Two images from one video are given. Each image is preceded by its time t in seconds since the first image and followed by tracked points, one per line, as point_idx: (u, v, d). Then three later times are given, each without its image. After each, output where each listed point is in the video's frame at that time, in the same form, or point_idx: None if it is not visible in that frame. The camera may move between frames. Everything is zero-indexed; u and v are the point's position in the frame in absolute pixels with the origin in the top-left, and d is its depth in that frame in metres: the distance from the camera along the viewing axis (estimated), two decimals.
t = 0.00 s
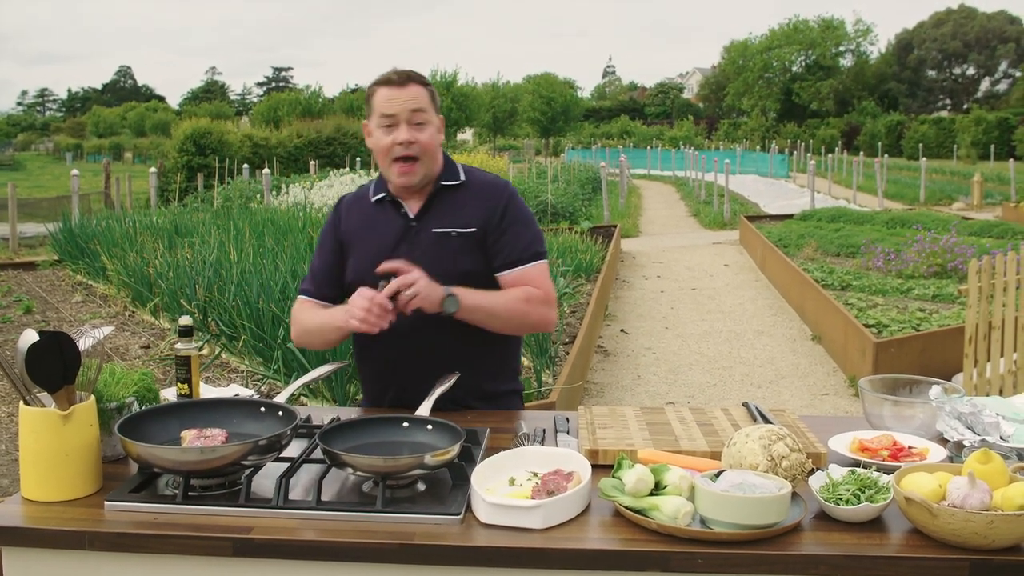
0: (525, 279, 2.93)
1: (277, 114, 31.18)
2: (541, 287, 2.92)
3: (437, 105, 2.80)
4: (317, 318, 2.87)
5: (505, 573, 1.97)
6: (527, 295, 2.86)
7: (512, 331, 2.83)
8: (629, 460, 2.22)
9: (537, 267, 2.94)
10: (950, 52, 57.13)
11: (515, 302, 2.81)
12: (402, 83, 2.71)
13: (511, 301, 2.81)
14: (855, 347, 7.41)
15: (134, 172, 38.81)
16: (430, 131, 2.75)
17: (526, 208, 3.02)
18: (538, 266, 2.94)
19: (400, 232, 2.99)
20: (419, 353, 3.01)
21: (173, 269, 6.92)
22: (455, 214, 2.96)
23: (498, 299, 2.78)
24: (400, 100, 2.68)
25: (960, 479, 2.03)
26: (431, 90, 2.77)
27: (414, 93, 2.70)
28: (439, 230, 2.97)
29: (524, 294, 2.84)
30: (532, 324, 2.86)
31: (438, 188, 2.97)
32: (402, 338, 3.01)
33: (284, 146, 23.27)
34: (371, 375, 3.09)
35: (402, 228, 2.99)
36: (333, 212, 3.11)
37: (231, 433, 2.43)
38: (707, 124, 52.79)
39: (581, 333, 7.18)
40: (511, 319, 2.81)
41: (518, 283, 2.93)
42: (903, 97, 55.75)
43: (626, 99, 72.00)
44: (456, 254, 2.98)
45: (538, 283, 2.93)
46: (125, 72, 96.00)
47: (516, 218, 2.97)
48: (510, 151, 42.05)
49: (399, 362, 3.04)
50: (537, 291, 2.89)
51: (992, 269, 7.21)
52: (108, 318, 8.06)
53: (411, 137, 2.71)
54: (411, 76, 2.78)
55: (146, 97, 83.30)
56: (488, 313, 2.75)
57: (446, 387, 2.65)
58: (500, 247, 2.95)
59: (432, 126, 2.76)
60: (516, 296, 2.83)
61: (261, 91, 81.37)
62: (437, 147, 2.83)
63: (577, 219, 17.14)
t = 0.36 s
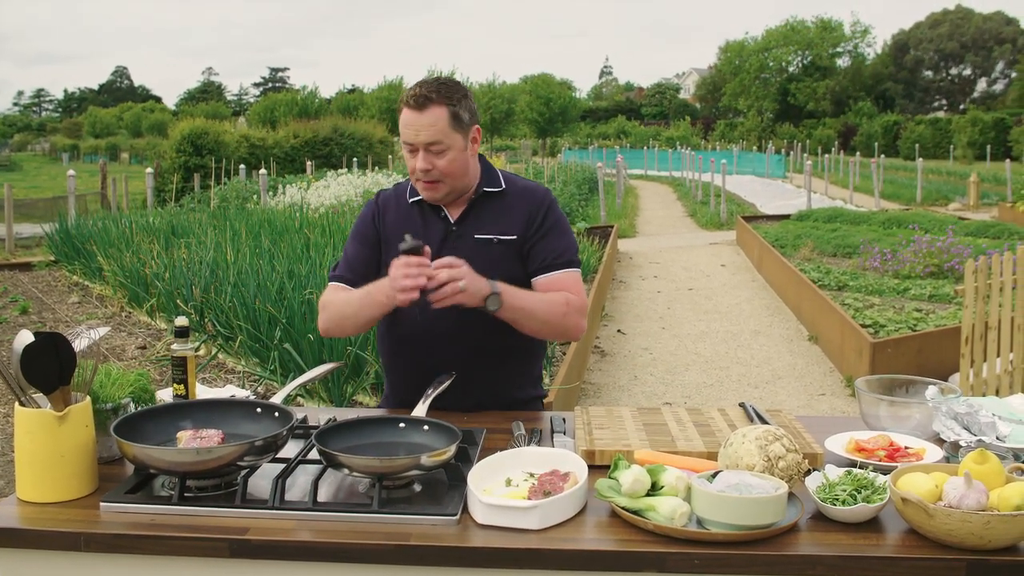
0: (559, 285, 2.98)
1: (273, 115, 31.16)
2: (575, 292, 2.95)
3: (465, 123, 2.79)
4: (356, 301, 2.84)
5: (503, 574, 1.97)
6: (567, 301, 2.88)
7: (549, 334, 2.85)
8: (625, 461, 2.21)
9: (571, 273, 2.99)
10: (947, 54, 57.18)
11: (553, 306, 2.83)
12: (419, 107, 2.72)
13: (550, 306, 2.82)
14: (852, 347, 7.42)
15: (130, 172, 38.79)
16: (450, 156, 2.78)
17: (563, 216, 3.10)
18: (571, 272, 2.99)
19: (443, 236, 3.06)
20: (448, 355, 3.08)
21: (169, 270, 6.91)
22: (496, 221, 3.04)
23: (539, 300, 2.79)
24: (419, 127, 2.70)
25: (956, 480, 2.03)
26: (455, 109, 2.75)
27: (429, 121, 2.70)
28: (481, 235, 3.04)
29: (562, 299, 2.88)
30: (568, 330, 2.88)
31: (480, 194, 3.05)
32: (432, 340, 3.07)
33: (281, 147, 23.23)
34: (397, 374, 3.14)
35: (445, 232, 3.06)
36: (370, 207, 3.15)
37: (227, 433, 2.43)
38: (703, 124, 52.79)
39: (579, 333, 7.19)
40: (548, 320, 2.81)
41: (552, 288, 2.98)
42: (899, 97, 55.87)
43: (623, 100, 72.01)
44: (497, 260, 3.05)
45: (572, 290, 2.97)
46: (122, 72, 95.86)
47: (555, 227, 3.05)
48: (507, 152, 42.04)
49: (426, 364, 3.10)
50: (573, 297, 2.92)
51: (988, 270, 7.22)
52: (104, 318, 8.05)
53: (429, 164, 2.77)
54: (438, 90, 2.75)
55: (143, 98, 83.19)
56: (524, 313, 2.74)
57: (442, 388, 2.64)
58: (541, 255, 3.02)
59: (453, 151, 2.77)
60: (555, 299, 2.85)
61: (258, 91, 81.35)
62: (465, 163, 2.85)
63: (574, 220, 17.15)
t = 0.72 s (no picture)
0: (499, 279, 2.74)
1: (275, 115, 31.18)
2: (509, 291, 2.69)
3: (428, 114, 2.73)
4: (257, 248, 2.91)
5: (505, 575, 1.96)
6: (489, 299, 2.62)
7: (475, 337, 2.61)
8: (627, 462, 2.21)
9: (510, 269, 2.76)
10: (948, 55, 57.18)
11: (472, 307, 2.58)
12: (384, 95, 2.70)
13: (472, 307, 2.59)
14: (854, 348, 7.40)
15: (132, 172, 38.86)
16: (413, 148, 2.74)
17: (522, 219, 2.92)
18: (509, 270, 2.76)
19: (399, 233, 3.01)
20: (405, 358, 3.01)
21: (170, 270, 6.91)
22: (451, 222, 2.94)
23: (455, 306, 2.55)
24: (378, 116, 2.69)
25: (958, 481, 2.02)
26: (420, 99, 2.71)
27: (390, 109, 2.68)
28: (431, 236, 2.96)
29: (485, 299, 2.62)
30: (494, 333, 2.62)
31: (440, 192, 2.96)
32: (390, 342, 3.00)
33: (282, 147, 23.24)
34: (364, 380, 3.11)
35: (401, 229, 3.01)
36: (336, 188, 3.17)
37: (227, 434, 2.43)
38: (704, 124, 52.81)
39: (580, 333, 7.17)
40: (470, 325, 2.58)
41: (493, 280, 2.74)
42: (900, 98, 55.90)
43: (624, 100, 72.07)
44: (449, 263, 2.96)
45: (505, 287, 2.71)
46: (123, 72, 95.96)
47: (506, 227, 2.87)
48: (508, 152, 42.07)
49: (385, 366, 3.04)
50: (501, 297, 2.66)
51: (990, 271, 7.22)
52: (105, 318, 8.05)
53: (390, 155, 2.73)
54: (403, 80, 2.73)
55: (144, 98, 83.23)
56: (442, 319, 2.52)
57: (445, 388, 2.64)
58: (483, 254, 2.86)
59: (416, 142, 2.73)
60: (476, 299, 2.60)
61: (259, 91, 81.46)
62: (430, 155, 2.80)
63: (575, 220, 17.15)
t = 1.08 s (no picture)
0: (400, 267, 2.61)
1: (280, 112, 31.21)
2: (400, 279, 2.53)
3: (351, 122, 2.68)
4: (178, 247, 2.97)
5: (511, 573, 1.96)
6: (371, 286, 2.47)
7: (366, 330, 2.43)
8: (632, 459, 2.20)
9: (408, 256, 2.62)
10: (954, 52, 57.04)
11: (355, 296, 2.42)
12: (303, 106, 2.63)
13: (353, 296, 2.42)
14: (859, 346, 7.38)
15: (138, 168, 38.91)
16: (339, 158, 2.71)
17: (444, 214, 2.81)
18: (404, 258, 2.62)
19: (332, 246, 3.02)
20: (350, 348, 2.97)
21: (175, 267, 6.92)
22: (376, 230, 2.90)
23: (336, 301, 2.41)
24: (299, 129, 2.64)
25: (965, 480, 2.01)
26: (342, 107, 2.65)
27: (312, 122, 2.62)
28: (357, 250, 2.95)
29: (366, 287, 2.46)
30: (388, 319, 2.45)
31: (366, 201, 2.91)
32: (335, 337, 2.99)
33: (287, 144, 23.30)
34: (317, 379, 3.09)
35: (334, 242, 3.02)
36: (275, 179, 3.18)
37: (233, 430, 2.43)
38: (709, 121, 52.74)
39: (584, 330, 7.16)
40: (355, 317, 2.40)
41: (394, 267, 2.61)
42: (906, 96, 55.74)
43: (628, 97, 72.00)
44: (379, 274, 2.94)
45: (395, 274, 2.56)
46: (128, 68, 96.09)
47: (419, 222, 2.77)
48: (513, 148, 42.05)
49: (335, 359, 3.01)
50: (394, 285, 2.51)
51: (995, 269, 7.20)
52: (110, 314, 8.07)
53: (316, 167, 2.70)
54: (322, 88, 2.66)
55: (149, 95, 83.30)
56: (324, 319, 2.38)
57: (446, 388, 2.63)
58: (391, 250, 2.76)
59: (341, 151, 2.70)
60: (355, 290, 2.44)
61: (264, 87, 81.49)
62: (357, 165, 2.78)
63: (580, 217, 17.14)
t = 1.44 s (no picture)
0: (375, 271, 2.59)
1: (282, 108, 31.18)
2: (372, 286, 2.51)
3: (308, 134, 2.65)
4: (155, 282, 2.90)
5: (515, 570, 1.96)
6: (344, 300, 2.45)
7: (345, 343, 2.44)
8: (635, 455, 2.20)
9: (383, 259, 2.60)
10: (958, 48, 56.89)
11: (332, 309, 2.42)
12: (256, 125, 2.60)
13: (331, 309, 2.43)
14: (862, 343, 7.37)
15: (141, 164, 38.93)
16: (301, 171, 2.68)
17: (415, 214, 2.78)
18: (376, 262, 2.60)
19: (307, 258, 2.99)
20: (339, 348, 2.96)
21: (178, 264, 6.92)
22: (348, 239, 2.87)
23: (313, 316, 2.40)
24: (257, 148, 2.61)
25: (969, 476, 2.01)
26: (295, 120, 2.61)
27: (268, 139, 2.59)
28: (332, 259, 2.92)
29: (339, 300, 2.44)
30: (367, 327, 2.46)
31: (337, 211, 2.88)
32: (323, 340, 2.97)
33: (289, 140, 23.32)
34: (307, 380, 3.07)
35: (309, 254, 2.99)
36: (242, 191, 3.14)
37: (234, 427, 2.43)
38: (712, 117, 52.65)
39: (586, 327, 7.15)
40: (334, 330, 2.41)
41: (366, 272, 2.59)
42: (909, 91, 55.61)
43: (631, 93, 71.83)
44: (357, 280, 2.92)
45: (367, 281, 2.54)
46: (130, 65, 96.04)
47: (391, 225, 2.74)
48: (515, 145, 42.01)
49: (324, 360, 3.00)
50: (372, 293, 2.50)
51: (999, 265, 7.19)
52: (114, 311, 8.07)
53: (280, 184, 2.69)
54: (273, 103, 2.61)
55: (151, 91, 83.26)
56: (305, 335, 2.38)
57: (446, 386, 2.62)
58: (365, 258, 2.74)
59: (303, 165, 2.68)
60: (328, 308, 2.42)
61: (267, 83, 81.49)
62: (321, 175, 2.76)
63: (583, 213, 17.13)
